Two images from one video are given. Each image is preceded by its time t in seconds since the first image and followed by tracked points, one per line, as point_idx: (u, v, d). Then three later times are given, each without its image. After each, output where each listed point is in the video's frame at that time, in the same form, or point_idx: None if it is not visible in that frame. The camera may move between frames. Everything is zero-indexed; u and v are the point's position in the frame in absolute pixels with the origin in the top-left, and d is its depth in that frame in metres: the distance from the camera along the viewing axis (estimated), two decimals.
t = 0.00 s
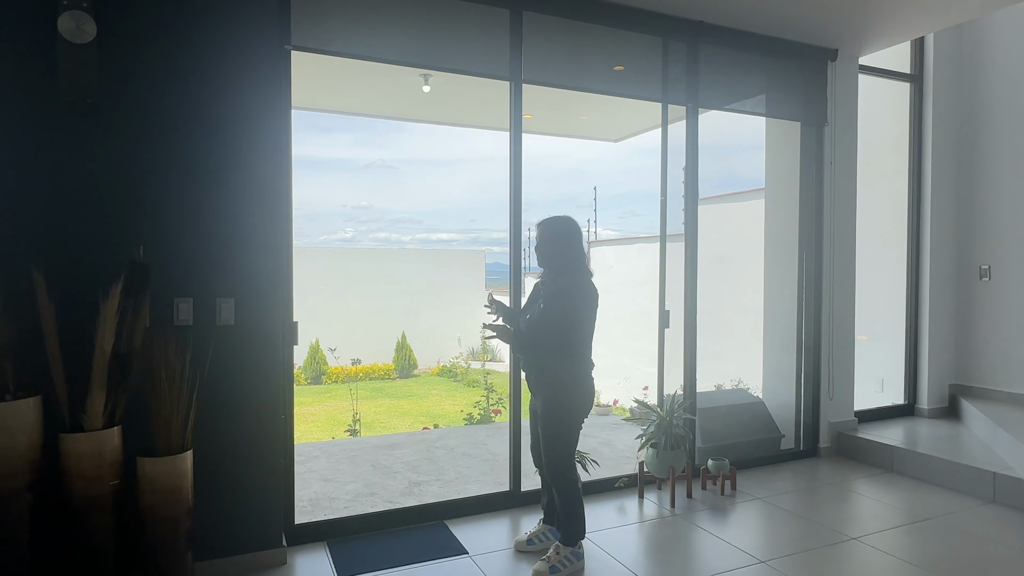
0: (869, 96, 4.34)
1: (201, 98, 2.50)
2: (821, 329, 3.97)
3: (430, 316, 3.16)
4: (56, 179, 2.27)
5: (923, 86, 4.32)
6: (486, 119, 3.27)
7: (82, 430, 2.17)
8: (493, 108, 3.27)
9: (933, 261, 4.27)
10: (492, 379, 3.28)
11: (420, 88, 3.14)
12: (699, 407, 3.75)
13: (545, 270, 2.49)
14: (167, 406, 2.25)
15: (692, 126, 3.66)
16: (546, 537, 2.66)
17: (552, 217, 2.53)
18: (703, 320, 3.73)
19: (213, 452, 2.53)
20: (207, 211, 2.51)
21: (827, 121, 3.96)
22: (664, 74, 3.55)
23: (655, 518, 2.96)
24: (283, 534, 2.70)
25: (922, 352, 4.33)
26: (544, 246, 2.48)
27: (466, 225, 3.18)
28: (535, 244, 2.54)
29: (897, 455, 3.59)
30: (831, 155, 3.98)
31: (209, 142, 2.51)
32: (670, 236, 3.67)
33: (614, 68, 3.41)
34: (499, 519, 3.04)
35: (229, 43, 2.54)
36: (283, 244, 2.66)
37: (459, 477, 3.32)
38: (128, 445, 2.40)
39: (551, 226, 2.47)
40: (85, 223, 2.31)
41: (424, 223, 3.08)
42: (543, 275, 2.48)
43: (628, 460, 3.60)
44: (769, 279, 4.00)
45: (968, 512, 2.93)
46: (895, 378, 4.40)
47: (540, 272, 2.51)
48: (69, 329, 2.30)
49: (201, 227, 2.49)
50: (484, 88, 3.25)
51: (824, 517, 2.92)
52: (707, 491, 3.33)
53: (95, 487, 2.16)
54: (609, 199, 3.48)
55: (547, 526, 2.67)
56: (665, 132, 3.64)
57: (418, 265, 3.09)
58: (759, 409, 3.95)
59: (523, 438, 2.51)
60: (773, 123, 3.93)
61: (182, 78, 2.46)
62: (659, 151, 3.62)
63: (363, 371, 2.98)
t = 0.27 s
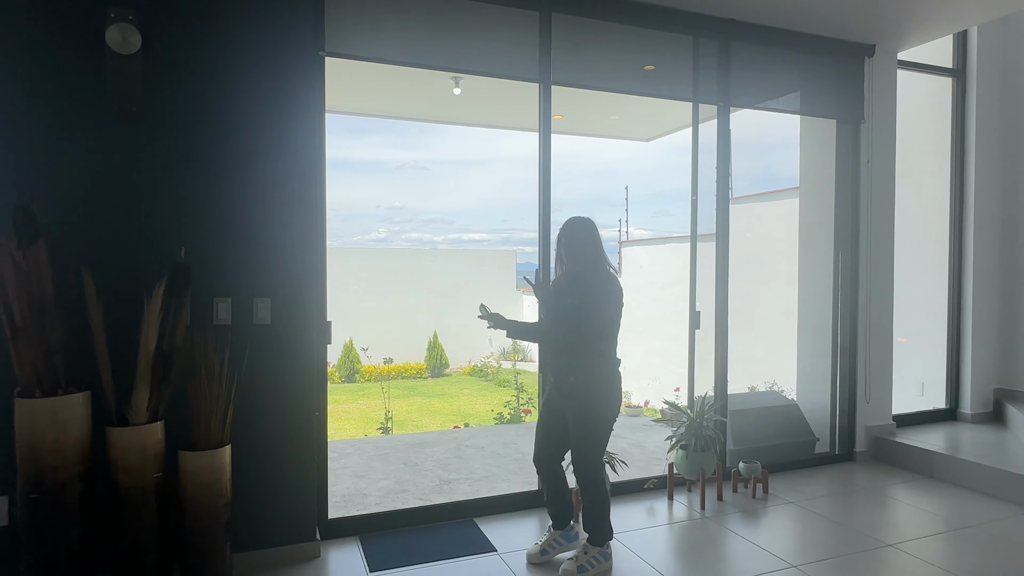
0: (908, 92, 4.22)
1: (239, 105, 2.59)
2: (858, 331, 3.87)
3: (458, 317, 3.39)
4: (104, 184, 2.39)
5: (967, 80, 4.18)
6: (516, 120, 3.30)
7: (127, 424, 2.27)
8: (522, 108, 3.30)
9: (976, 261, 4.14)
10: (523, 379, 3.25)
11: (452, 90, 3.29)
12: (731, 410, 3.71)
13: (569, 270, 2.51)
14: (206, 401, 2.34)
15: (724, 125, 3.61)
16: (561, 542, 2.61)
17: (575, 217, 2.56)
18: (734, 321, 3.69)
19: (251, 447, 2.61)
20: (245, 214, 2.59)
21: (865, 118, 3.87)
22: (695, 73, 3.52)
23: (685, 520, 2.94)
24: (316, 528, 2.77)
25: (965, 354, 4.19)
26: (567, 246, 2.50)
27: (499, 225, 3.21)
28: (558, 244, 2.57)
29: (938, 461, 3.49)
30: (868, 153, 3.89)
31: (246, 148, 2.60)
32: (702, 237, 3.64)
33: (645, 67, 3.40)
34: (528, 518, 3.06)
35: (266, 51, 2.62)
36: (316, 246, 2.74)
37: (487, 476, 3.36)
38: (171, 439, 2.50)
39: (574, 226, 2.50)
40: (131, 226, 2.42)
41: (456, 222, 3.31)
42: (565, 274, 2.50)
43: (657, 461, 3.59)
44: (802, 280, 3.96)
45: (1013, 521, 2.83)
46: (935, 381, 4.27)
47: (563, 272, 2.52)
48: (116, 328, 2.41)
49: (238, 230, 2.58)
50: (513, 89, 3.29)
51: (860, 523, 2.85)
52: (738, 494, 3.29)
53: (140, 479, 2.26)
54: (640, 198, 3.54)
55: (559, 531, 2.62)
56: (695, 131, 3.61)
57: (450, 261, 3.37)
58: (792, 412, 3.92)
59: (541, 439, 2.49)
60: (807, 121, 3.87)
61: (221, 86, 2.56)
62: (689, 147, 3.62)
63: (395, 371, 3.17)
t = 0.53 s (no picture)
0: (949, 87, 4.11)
1: (279, 113, 2.69)
2: (893, 331, 3.82)
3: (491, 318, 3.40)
4: (154, 190, 2.51)
5: (1010, 75, 4.07)
6: (546, 123, 3.35)
7: (175, 418, 2.38)
8: (552, 111, 3.34)
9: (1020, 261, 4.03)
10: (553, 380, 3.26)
11: (483, 92, 3.30)
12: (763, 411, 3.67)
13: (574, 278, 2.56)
14: (248, 397, 2.44)
15: (756, 125, 3.57)
16: (519, 556, 2.46)
17: (576, 223, 2.61)
18: (766, 322, 3.66)
19: (290, 442, 2.71)
20: (284, 217, 2.69)
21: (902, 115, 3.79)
22: (725, 72, 3.50)
23: (715, 521, 2.94)
24: (352, 522, 2.86)
25: (1008, 357, 4.09)
26: (573, 253, 2.55)
27: (528, 225, 3.30)
28: (561, 251, 2.61)
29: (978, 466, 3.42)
30: (905, 152, 3.82)
31: (286, 153, 2.70)
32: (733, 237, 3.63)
33: (674, 68, 3.40)
34: (558, 517, 3.10)
35: (305, 60, 2.72)
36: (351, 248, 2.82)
37: (517, 474, 3.41)
38: (215, 434, 2.62)
39: (579, 234, 2.55)
40: (178, 230, 2.54)
41: (486, 223, 3.31)
42: (570, 281, 2.54)
43: (687, 462, 3.59)
44: (837, 280, 3.90)
45: None
46: (976, 384, 4.17)
47: (567, 279, 2.56)
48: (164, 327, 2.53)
49: (278, 233, 2.68)
50: (543, 92, 3.33)
51: (896, 527, 2.80)
52: (770, 496, 3.27)
53: (187, 471, 2.37)
54: (671, 198, 3.62)
55: (521, 544, 2.47)
56: (726, 131, 3.58)
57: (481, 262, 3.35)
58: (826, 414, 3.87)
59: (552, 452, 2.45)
60: (841, 119, 3.81)
61: (262, 94, 2.66)
62: (721, 147, 3.60)
63: (426, 370, 3.24)
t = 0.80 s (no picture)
0: (990, 83, 4.01)
1: (318, 119, 2.78)
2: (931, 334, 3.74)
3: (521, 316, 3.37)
4: (200, 195, 2.63)
5: None
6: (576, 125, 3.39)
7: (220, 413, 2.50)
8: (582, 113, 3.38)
9: None
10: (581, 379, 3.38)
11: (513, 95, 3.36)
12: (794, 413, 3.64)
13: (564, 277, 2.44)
14: (289, 393, 2.54)
15: (788, 124, 3.54)
16: (541, 566, 2.44)
17: (565, 222, 2.49)
18: (798, 323, 3.63)
19: (328, 437, 2.81)
20: (322, 220, 2.79)
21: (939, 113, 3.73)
22: (757, 72, 3.49)
23: (745, 522, 2.95)
24: (386, 516, 2.94)
25: None
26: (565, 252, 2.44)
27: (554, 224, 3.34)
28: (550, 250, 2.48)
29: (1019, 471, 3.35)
30: (943, 150, 3.75)
31: (324, 158, 2.79)
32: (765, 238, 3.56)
33: (704, 69, 3.41)
34: (587, 515, 3.15)
35: (343, 69, 2.81)
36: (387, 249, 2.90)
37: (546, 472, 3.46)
38: (258, 428, 2.73)
39: (571, 233, 2.45)
40: (223, 233, 2.66)
41: (515, 223, 3.38)
42: (561, 281, 2.42)
43: (717, 463, 3.60)
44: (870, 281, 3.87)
45: None
46: (1017, 388, 4.07)
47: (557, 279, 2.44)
48: (209, 325, 2.65)
49: (317, 234, 2.78)
50: (573, 95, 3.37)
51: (931, 531, 2.77)
52: (802, 498, 3.25)
53: (231, 463, 2.48)
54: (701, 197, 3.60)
55: (541, 554, 2.44)
56: (757, 131, 3.58)
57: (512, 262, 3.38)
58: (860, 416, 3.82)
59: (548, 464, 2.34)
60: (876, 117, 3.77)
61: (302, 102, 2.76)
62: (752, 145, 3.59)
63: (454, 369, 3.25)
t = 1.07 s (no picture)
0: None
1: (352, 125, 2.87)
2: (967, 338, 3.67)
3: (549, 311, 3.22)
4: (241, 199, 2.74)
5: None
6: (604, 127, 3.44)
7: (260, 410, 2.60)
8: (610, 115, 3.43)
9: None
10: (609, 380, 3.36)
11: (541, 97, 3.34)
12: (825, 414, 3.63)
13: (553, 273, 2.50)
14: (325, 390, 2.62)
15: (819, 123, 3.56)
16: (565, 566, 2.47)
17: (552, 220, 2.55)
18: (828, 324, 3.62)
19: (362, 434, 2.89)
20: (356, 223, 2.87)
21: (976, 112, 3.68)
22: (787, 73, 3.48)
23: (775, 523, 2.95)
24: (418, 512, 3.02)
25: None
26: (554, 249, 2.49)
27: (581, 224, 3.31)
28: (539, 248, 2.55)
29: None
30: (980, 149, 3.68)
31: (358, 162, 2.87)
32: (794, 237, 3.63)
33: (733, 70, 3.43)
34: (615, 514, 3.18)
35: (376, 75, 2.89)
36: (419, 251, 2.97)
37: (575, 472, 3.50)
38: (295, 425, 2.82)
39: (559, 230, 2.49)
40: (262, 236, 2.76)
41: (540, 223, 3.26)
42: (550, 278, 2.48)
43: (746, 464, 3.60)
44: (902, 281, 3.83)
45: None
46: None
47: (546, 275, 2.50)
48: (249, 325, 2.75)
49: (351, 236, 2.86)
50: (601, 97, 3.41)
51: (966, 536, 2.73)
52: (833, 500, 3.23)
53: (270, 458, 2.57)
54: (731, 196, 3.59)
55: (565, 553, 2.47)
56: (787, 129, 3.59)
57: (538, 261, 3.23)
58: (894, 419, 3.76)
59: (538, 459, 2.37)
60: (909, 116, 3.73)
61: (337, 108, 2.84)
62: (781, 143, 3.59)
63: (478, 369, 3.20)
